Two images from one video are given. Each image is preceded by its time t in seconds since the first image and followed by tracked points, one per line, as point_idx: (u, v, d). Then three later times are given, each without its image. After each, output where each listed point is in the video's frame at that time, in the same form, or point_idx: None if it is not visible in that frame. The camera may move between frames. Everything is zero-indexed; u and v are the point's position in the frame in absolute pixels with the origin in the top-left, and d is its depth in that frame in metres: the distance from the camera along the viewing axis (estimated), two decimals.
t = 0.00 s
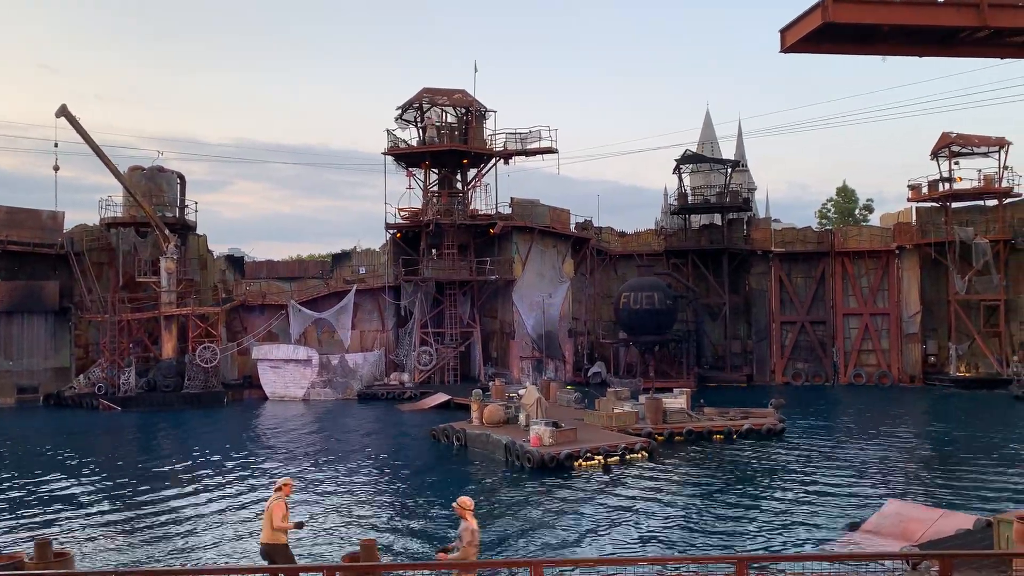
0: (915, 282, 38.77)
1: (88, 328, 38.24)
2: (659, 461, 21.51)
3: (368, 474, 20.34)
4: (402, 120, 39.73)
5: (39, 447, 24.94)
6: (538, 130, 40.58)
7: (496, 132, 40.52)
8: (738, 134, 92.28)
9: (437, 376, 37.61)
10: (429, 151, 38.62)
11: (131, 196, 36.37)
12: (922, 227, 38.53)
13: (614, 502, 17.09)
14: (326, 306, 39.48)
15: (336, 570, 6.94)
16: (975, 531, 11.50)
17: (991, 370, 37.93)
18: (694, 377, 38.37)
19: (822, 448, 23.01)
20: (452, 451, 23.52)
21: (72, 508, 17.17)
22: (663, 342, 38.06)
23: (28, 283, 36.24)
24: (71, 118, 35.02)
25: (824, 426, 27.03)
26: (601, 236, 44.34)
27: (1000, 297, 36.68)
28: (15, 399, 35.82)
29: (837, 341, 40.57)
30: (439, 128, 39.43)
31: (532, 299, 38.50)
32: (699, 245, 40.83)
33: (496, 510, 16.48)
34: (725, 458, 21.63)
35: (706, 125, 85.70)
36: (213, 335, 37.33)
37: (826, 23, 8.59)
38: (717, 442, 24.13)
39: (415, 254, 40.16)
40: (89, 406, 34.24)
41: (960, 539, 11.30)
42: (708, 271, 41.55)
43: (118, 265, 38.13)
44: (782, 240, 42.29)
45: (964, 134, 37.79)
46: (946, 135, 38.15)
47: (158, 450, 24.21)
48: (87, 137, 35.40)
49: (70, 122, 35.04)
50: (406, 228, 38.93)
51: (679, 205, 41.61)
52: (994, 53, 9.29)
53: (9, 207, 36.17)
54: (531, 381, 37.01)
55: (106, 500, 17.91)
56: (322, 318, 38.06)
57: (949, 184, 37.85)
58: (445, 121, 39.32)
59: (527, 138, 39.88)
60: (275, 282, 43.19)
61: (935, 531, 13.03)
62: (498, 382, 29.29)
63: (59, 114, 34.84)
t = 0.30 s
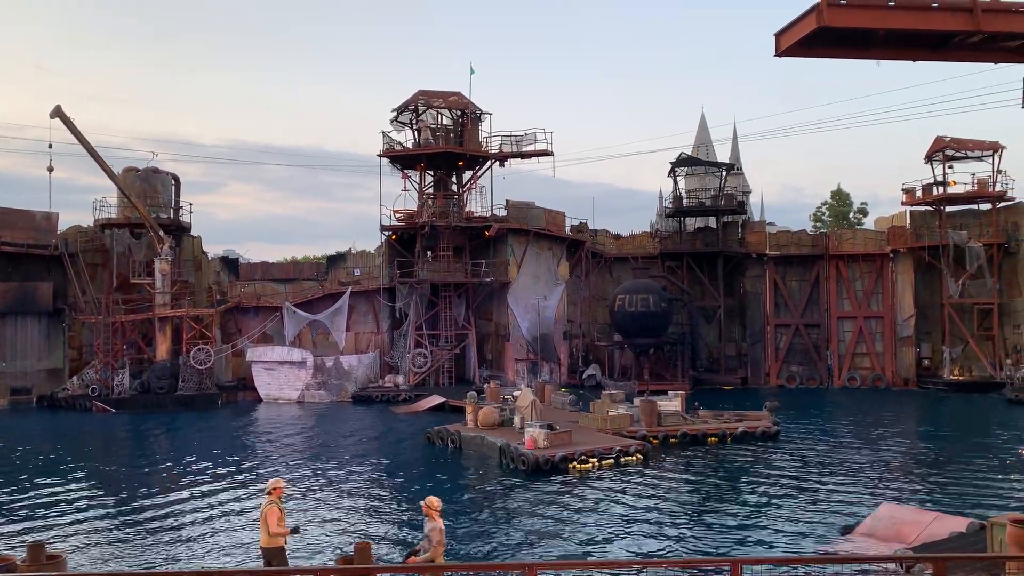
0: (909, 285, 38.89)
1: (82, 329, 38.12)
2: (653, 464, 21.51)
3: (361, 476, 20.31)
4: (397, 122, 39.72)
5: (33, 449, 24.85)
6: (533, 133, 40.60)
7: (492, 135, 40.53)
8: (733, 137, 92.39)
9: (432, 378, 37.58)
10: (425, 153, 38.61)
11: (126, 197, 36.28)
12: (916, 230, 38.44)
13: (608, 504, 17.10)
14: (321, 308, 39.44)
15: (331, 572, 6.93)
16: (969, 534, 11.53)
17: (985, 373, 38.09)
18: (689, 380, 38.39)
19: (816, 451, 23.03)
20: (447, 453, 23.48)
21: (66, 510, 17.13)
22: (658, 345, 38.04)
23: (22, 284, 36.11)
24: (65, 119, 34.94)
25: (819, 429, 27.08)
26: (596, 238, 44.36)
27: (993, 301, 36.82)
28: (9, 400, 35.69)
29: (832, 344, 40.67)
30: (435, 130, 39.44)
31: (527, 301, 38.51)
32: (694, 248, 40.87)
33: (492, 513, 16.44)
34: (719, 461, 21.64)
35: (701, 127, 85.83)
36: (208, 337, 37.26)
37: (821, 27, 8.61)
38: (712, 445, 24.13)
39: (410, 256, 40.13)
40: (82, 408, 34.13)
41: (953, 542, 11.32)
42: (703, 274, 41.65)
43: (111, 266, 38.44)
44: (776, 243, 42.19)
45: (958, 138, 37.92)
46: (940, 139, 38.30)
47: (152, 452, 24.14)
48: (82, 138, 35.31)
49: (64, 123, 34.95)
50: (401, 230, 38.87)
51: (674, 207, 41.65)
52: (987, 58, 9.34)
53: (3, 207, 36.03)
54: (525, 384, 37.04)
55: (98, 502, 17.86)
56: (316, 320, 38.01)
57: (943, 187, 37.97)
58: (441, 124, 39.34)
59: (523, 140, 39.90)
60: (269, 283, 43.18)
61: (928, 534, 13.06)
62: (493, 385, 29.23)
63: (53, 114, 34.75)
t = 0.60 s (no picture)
0: (905, 291, 38.95)
1: (78, 330, 38.05)
2: (649, 468, 21.49)
3: (357, 478, 20.31)
4: (395, 125, 39.72)
5: (28, 449, 24.78)
6: (531, 136, 40.63)
7: (489, 138, 40.56)
8: (731, 143, 92.55)
9: (428, 381, 37.55)
10: (423, 155, 38.60)
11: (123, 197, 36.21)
12: (913, 237, 38.73)
13: (604, 508, 17.10)
14: (318, 310, 39.42)
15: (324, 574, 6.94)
16: (964, 540, 11.53)
17: (981, 379, 38.17)
18: (685, 384, 38.38)
19: (812, 456, 23.03)
20: (443, 456, 23.45)
21: (60, 511, 17.05)
22: (655, 349, 38.02)
23: (18, 284, 36.03)
24: (63, 119, 34.89)
25: (815, 434, 27.11)
26: (594, 242, 44.36)
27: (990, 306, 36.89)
28: (4, 400, 35.61)
29: (828, 349, 40.73)
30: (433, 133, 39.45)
31: (524, 304, 38.54)
32: (691, 252, 40.91)
33: (486, 516, 16.45)
34: (715, 466, 21.63)
35: (699, 132, 85.97)
36: (204, 338, 37.19)
37: (819, 32, 8.63)
38: (708, 449, 24.12)
39: (407, 258, 40.12)
40: (77, 409, 34.05)
41: (948, 548, 11.32)
42: (700, 278, 41.66)
43: (108, 267, 37.98)
44: (773, 248, 42.44)
45: (955, 144, 38.00)
46: (937, 145, 38.41)
47: (148, 454, 24.09)
48: (80, 138, 35.27)
49: (62, 123, 34.89)
50: (398, 233, 38.85)
51: (672, 211, 41.66)
52: (984, 64, 9.38)
53: None
54: (522, 387, 36.98)
55: (94, 503, 17.83)
56: (313, 322, 37.97)
57: (940, 194, 38.05)
58: (439, 126, 39.35)
59: (521, 144, 39.92)
60: (266, 285, 43.14)
61: (924, 539, 13.07)
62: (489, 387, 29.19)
63: (51, 114, 34.71)
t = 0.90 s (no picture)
0: (906, 294, 38.95)
1: (78, 328, 38.05)
2: (649, 469, 21.49)
3: (357, 478, 20.36)
4: (397, 125, 39.72)
5: (28, 448, 24.80)
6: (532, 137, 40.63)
7: (491, 139, 40.56)
8: (733, 146, 92.58)
9: (429, 381, 37.52)
10: (424, 156, 38.59)
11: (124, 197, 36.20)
12: (914, 239, 38.67)
13: (603, 509, 17.08)
14: (319, 310, 39.44)
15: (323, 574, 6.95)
16: (964, 543, 11.51)
17: (982, 382, 38.13)
18: (686, 386, 38.34)
19: (812, 458, 23.01)
20: (443, 456, 23.46)
21: (59, 510, 17.05)
22: (656, 350, 38.04)
23: (19, 283, 36.03)
24: (65, 118, 34.90)
25: (815, 436, 27.09)
26: (595, 243, 44.36)
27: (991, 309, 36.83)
28: (4, 399, 35.63)
29: (829, 352, 40.70)
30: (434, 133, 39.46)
31: (524, 305, 38.55)
32: (692, 254, 40.91)
33: (486, 517, 16.43)
34: (714, 467, 21.63)
35: (701, 133, 85.95)
36: (205, 338, 37.18)
37: (821, 34, 8.62)
38: (708, 451, 24.10)
39: (408, 259, 40.13)
40: (78, 408, 34.04)
41: (948, 551, 11.30)
42: (700, 280, 41.65)
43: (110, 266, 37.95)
44: (774, 250, 42.46)
45: (957, 147, 37.99)
46: (939, 147, 38.39)
47: (148, 453, 24.09)
48: (81, 138, 35.29)
49: (64, 122, 34.91)
50: (399, 233, 38.84)
51: (673, 213, 41.65)
52: (986, 67, 9.35)
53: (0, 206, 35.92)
54: (522, 388, 36.96)
55: (94, 501, 17.85)
56: (314, 322, 37.96)
57: (941, 196, 38.02)
58: (440, 127, 39.36)
59: (522, 145, 39.92)
60: (267, 285, 43.17)
61: (924, 542, 13.04)
62: (489, 388, 29.20)
63: (53, 113, 34.71)
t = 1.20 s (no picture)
0: (912, 292, 38.86)
1: (84, 327, 38.17)
2: (654, 468, 21.48)
3: (361, 476, 20.40)
4: (401, 124, 39.73)
5: (34, 446, 24.89)
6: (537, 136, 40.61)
7: (496, 137, 40.55)
8: (738, 144, 92.50)
9: (433, 379, 37.55)
10: (429, 154, 38.59)
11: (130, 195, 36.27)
12: (919, 238, 38.56)
13: (607, 508, 17.08)
14: (323, 309, 39.52)
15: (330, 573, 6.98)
16: (969, 543, 11.48)
17: (988, 381, 38.00)
18: (690, 385, 38.31)
19: (817, 457, 22.96)
20: (447, 455, 23.48)
21: (64, 508, 17.08)
22: (660, 349, 38.01)
23: (25, 281, 36.16)
24: (70, 117, 34.99)
25: (819, 436, 27.04)
26: (599, 242, 44.34)
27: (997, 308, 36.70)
28: (10, 397, 35.77)
29: (833, 351, 40.62)
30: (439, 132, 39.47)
31: (529, 304, 38.55)
32: (697, 252, 40.86)
33: (489, 515, 16.45)
34: (719, 466, 21.62)
35: (705, 131, 85.83)
36: (209, 336, 37.24)
37: (827, 32, 8.60)
38: (712, 450, 24.08)
39: (413, 257, 40.17)
40: (83, 406, 34.14)
41: (954, 551, 11.27)
42: (705, 278, 41.56)
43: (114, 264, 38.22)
44: (780, 249, 42.30)
45: (963, 146, 37.87)
46: (945, 146, 38.27)
47: (153, 451, 24.16)
48: (87, 136, 35.37)
49: (69, 121, 34.99)
50: (403, 232, 38.88)
51: (677, 212, 41.59)
52: (994, 65, 9.31)
53: (6, 204, 36.05)
54: (526, 386, 36.97)
55: (99, 499, 17.92)
56: (319, 320, 38.02)
57: (947, 195, 37.90)
58: (445, 125, 39.34)
59: (527, 143, 39.90)
60: (273, 283, 43.30)
61: (929, 542, 13.00)
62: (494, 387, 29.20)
63: (58, 112, 34.80)
